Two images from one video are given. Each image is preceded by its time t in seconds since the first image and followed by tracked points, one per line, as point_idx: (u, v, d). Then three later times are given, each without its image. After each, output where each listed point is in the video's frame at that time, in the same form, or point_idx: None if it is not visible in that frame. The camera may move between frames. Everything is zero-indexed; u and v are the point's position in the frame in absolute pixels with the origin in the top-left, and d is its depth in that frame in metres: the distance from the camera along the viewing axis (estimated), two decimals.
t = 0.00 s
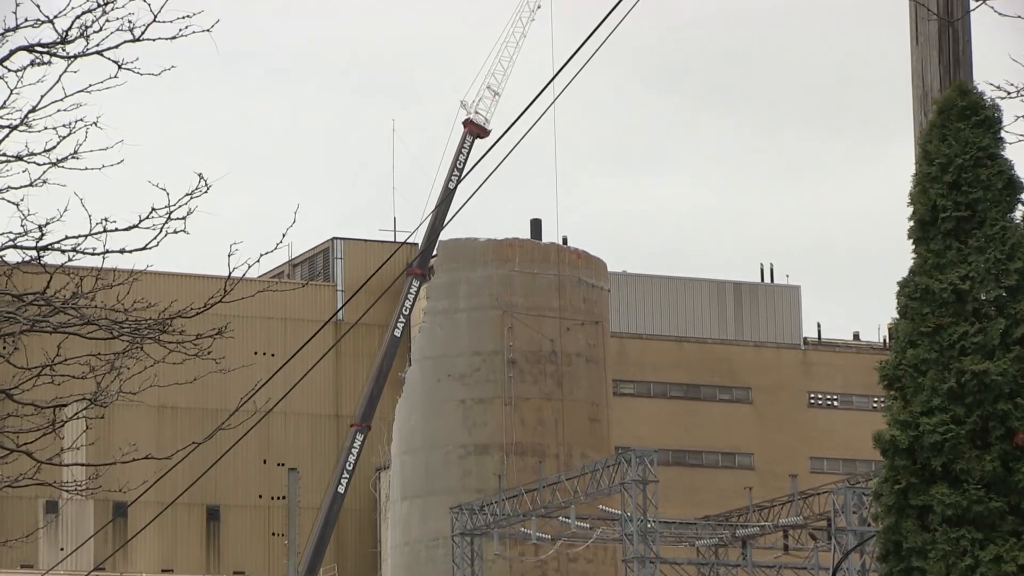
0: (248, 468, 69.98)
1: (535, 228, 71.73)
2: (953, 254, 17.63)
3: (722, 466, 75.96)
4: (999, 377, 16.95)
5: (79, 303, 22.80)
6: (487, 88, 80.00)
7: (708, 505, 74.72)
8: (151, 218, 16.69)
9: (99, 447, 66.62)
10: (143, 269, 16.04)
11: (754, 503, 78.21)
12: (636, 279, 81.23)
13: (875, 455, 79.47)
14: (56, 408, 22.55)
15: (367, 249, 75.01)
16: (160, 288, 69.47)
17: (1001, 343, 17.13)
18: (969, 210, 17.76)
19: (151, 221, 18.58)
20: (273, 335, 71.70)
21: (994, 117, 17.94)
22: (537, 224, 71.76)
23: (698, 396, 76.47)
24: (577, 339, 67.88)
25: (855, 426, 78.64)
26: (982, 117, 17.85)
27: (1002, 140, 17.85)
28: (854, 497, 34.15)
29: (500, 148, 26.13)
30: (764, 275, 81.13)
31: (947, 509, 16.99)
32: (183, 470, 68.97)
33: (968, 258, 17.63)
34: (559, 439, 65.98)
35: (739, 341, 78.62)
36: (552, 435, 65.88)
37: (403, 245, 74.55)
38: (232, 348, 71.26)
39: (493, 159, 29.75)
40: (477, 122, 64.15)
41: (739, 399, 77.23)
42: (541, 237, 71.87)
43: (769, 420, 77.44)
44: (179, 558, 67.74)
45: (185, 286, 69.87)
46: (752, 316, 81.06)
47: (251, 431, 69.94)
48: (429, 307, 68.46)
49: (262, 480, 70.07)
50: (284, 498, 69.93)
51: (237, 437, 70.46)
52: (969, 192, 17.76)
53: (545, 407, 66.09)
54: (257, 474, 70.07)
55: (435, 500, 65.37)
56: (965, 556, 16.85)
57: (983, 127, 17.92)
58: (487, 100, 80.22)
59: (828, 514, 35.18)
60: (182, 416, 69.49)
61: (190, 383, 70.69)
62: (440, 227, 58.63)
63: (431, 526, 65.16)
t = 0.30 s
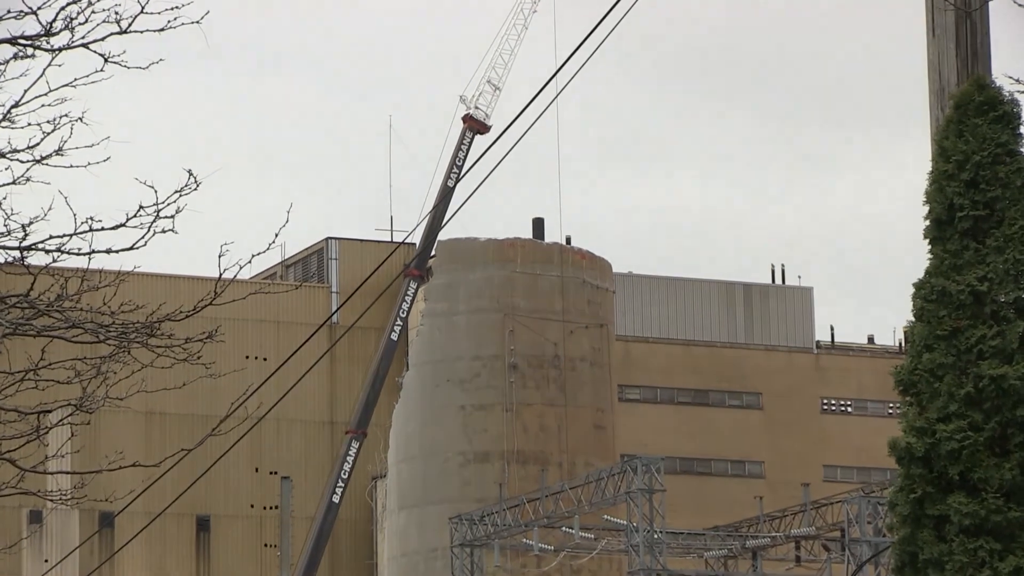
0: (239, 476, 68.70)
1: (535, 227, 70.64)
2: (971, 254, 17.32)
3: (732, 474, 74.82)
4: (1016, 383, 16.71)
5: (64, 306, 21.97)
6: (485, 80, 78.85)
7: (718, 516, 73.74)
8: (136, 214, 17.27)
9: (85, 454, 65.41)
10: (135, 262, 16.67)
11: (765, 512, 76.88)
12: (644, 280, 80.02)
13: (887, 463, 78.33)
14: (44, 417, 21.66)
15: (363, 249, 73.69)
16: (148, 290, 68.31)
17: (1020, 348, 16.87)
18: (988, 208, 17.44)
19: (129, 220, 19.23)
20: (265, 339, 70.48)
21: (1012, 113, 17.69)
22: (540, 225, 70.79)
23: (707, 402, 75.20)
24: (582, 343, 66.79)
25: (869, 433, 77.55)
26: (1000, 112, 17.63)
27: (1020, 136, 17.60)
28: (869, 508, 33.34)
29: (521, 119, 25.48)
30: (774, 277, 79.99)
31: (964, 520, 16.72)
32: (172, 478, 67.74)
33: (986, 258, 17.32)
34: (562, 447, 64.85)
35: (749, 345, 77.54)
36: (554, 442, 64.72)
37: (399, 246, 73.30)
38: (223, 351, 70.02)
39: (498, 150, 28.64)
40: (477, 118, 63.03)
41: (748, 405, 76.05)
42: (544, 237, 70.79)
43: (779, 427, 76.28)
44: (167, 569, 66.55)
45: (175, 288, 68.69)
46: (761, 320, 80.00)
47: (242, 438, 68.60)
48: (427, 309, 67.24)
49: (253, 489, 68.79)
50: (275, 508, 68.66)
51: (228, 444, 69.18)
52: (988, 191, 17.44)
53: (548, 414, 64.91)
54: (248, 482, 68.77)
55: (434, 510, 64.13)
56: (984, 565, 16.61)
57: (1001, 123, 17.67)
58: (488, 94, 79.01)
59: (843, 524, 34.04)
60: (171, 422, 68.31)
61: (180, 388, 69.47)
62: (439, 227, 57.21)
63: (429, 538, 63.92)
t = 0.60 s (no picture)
0: (230, 485, 67.44)
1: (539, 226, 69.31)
2: (989, 254, 17.28)
3: (741, 483, 73.79)
4: None
5: (46, 305, 20.88)
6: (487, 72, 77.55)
7: (729, 526, 72.56)
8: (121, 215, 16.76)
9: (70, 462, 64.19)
10: (117, 261, 16.18)
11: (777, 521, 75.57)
12: (653, 281, 78.70)
13: (902, 471, 77.15)
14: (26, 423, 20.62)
15: (359, 249, 72.38)
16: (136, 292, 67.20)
17: None
18: (1007, 206, 17.41)
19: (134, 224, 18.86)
20: (257, 343, 69.22)
21: None
22: (543, 223, 69.36)
23: (715, 408, 74.03)
24: (586, 346, 65.48)
25: (884, 440, 76.55)
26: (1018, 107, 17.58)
27: None
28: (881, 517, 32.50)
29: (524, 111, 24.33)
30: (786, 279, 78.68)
31: (982, 530, 16.85)
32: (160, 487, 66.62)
33: (1005, 259, 17.29)
34: (564, 455, 63.81)
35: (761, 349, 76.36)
36: (557, 449, 63.73)
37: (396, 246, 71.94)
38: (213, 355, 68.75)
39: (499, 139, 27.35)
40: (477, 113, 61.81)
41: (758, 411, 74.86)
42: (547, 237, 69.46)
43: (789, 433, 75.03)
44: None
45: (163, 291, 67.54)
46: (773, 322, 78.72)
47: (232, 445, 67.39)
48: (427, 312, 66.01)
49: (244, 498, 67.59)
50: (267, 518, 67.50)
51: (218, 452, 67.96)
52: (1006, 189, 17.42)
53: (549, 420, 63.84)
54: (238, 492, 67.55)
55: (432, 520, 63.02)
56: None
57: (1020, 118, 17.63)
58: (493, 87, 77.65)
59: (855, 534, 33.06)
60: (159, 428, 67.09)
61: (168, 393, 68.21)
62: (437, 226, 55.99)
63: (426, 549, 62.83)
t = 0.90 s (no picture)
0: (219, 494, 66.28)
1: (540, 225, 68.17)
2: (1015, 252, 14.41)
3: (751, 492, 72.63)
4: None
5: (29, 305, 19.86)
6: (489, 65, 76.47)
7: (735, 535, 71.55)
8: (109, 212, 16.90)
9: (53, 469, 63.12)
10: (105, 262, 16.38)
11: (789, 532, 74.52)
12: (662, 281, 77.45)
13: (918, 480, 75.97)
14: (6, 428, 19.60)
15: (353, 249, 71.16)
16: (122, 294, 66.20)
17: None
18: None
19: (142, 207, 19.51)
20: (248, 346, 68.04)
21: None
22: (544, 221, 68.25)
23: (723, 414, 72.92)
24: (590, 350, 64.33)
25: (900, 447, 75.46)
26: None
27: None
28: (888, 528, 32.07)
29: (532, 97, 23.91)
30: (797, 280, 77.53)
31: (1002, 540, 14.10)
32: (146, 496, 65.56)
33: None
34: (567, 463, 62.62)
35: (772, 353, 75.36)
36: (560, 456, 62.50)
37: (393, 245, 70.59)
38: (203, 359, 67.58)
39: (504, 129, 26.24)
40: (476, 107, 60.80)
41: (769, 417, 73.81)
42: (549, 235, 68.32)
43: (800, 440, 73.90)
44: None
45: (149, 293, 66.49)
46: (784, 324, 77.57)
47: (222, 453, 66.21)
48: (425, 314, 64.79)
49: (234, 508, 66.39)
50: (258, 528, 66.27)
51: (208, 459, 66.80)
52: None
53: (551, 425, 62.56)
54: (228, 500, 66.35)
55: (430, 530, 61.81)
56: None
57: None
58: (496, 81, 76.60)
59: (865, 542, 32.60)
60: (145, 433, 66.01)
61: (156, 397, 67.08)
62: (435, 224, 54.83)
63: (424, 559, 61.62)
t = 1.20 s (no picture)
0: (207, 502, 65.14)
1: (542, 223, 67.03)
2: None
3: (761, 500, 71.52)
4: None
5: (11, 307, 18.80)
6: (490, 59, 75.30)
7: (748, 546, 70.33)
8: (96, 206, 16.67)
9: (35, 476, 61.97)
10: (90, 255, 16.18)
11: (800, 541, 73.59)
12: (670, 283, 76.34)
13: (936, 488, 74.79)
14: None
15: (348, 248, 69.95)
16: (107, 296, 65.07)
17: None
18: None
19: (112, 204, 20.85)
20: (237, 349, 66.93)
21: None
22: (547, 219, 67.13)
23: (732, 419, 71.73)
24: (594, 353, 63.22)
25: (915, 452, 74.26)
26: None
27: None
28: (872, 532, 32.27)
29: (544, 77, 24.03)
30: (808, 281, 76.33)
31: (1021, 537, 17.33)
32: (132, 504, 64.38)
33: None
34: (570, 470, 61.50)
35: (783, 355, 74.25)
36: (563, 463, 61.40)
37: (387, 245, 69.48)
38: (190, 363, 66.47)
39: (522, 104, 25.35)
40: (475, 100, 59.71)
41: (780, 423, 72.63)
42: (551, 234, 67.18)
43: (812, 447, 72.73)
44: None
45: (135, 296, 65.37)
46: (795, 325, 76.40)
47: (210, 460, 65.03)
48: (420, 315, 63.58)
49: (223, 517, 65.18)
50: (249, 538, 65.01)
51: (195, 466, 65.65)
52: None
53: (555, 431, 61.54)
54: (216, 509, 65.18)
55: (427, 540, 60.64)
56: None
57: None
58: (499, 76, 75.44)
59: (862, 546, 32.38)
60: (131, 440, 64.89)
61: (143, 402, 65.97)
62: (432, 221, 53.62)
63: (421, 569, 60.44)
